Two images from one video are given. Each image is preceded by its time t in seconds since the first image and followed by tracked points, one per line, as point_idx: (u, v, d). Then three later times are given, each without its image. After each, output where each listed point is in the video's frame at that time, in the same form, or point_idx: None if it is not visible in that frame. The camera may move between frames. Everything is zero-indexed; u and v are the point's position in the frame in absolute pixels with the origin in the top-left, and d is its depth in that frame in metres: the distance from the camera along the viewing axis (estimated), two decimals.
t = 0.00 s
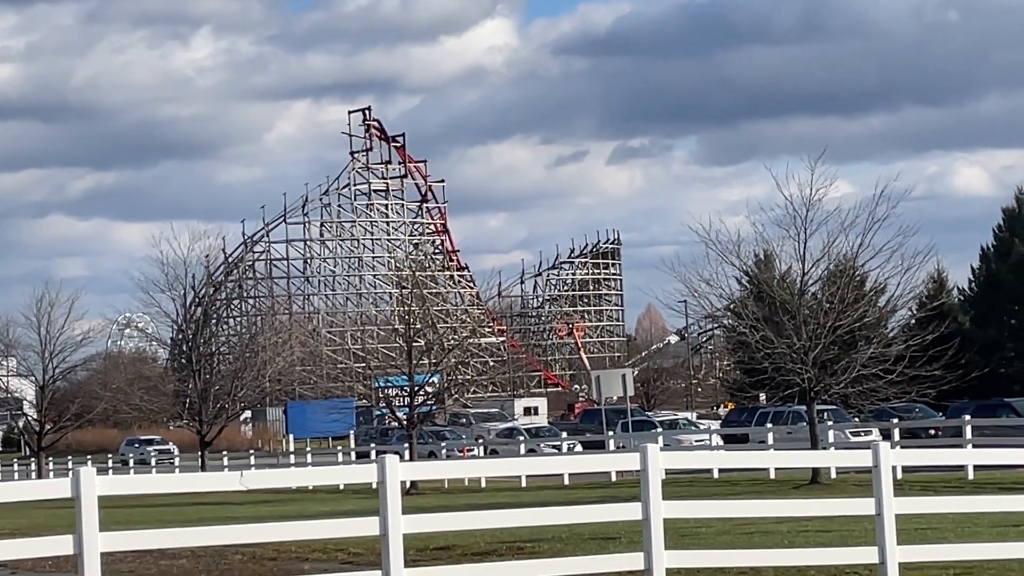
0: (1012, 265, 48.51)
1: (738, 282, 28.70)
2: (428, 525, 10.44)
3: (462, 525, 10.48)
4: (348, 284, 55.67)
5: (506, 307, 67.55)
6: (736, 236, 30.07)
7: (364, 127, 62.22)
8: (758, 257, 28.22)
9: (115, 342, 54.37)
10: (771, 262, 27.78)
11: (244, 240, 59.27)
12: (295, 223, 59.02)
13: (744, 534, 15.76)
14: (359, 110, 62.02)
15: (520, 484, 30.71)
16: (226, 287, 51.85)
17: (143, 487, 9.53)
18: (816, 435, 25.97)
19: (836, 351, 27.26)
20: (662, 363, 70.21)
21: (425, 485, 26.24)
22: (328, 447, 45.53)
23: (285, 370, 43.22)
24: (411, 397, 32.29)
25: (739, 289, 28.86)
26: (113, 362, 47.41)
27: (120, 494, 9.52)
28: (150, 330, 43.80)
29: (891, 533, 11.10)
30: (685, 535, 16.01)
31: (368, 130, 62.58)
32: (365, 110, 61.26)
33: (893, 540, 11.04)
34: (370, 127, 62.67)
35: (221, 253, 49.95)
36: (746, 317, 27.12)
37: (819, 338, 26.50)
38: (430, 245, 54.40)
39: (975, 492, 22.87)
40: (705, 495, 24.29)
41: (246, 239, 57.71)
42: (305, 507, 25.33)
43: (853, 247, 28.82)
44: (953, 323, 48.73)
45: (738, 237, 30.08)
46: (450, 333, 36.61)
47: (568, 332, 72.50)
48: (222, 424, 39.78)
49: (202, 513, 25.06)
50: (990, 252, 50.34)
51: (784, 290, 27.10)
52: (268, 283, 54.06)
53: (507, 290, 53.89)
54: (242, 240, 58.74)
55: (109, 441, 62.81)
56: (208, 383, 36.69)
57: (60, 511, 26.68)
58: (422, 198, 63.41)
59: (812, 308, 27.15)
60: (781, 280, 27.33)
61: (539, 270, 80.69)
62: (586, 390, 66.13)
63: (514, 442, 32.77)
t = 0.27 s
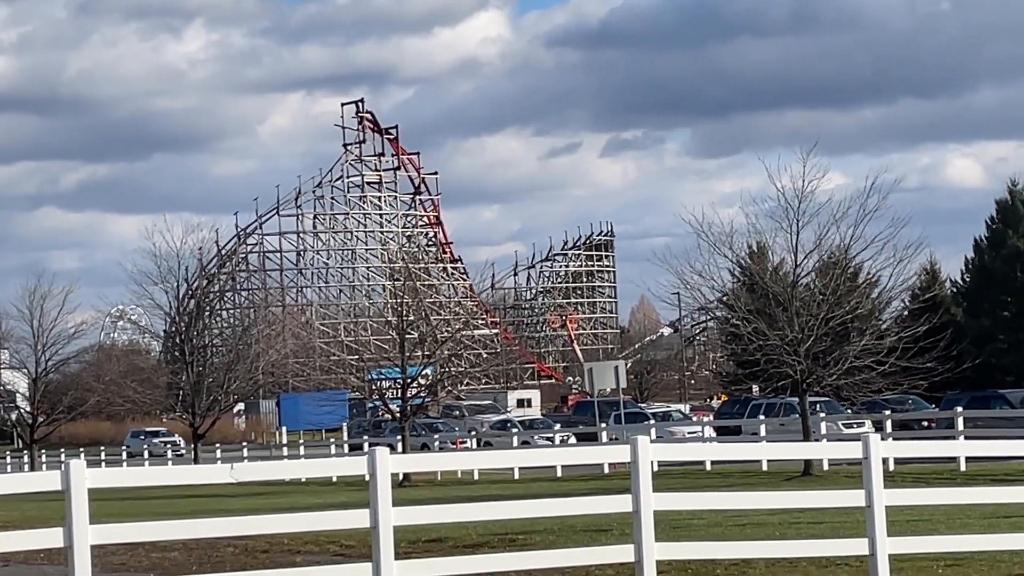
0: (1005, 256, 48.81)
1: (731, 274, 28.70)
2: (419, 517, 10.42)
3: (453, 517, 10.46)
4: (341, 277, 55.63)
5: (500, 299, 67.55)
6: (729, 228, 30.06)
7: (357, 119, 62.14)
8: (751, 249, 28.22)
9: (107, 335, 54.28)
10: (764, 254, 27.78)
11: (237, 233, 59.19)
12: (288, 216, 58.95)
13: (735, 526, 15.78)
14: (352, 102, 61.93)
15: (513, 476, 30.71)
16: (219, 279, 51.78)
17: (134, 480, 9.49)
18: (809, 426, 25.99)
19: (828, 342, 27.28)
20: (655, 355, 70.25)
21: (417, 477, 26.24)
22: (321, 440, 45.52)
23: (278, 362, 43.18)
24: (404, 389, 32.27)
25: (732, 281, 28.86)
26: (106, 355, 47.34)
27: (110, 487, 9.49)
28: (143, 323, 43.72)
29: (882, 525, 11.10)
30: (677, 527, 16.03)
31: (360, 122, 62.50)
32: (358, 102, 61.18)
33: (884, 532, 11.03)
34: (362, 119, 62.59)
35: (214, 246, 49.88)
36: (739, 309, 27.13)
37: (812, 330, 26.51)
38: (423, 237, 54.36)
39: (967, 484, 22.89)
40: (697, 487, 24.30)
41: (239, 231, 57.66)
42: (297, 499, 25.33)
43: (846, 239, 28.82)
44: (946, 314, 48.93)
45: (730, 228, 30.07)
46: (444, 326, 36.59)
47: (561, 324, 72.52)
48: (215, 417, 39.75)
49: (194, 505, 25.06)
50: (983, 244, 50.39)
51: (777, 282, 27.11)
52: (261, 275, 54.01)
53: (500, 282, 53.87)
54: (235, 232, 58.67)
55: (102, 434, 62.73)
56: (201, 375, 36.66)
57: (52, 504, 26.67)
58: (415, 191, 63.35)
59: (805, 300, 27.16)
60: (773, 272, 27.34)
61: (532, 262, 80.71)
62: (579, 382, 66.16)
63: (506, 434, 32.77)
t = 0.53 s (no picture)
0: (1001, 252, 48.85)
1: (727, 269, 28.68)
2: (413, 512, 10.39)
3: (446, 513, 10.44)
4: (338, 272, 55.60)
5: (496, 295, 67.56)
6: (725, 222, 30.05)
7: (353, 114, 62.08)
8: (747, 244, 28.21)
9: (103, 330, 54.25)
10: (760, 249, 27.76)
11: (233, 228, 59.15)
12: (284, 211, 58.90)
13: (730, 521, 15.78)
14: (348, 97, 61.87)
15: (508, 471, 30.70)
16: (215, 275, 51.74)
17: (128, 475, 9.47)
18: (804, 421, 25.98)
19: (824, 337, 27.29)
20: (652, 350, 70.27)
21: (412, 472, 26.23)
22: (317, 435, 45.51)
23: (275, 358, 43.16)
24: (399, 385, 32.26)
25: (728, 276, 28.85)
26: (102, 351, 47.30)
27: (104, 482, 9.47)
28: (138, 318, 43.68)
29: (876, 521, 11.08)
30: (672, 523, 16.04)
31: (357, 117, 62.44)
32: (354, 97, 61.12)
33: (877, 528, 11.02)
34: (359, 114, 62.53)
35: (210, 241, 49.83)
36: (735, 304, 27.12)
37: (808, 325, 26.51)
38: (419, 232, 54.33)
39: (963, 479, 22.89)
40: (692, 481, 24.31)
41: (235, 226, 57.61)
42: (292, 495, 25.33)
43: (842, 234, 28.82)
44: (942, 309, 48.98)
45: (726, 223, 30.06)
46: (440, 321, 36.57)
47: (557, 319, 72.54)
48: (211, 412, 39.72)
49: (190, 501, 25.04)
50: (979, 239, 50.40)
51: (773, 277, 27.12)
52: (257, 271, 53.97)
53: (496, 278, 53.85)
54: (231, 227, 58.63)
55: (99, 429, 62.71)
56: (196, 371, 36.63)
57: (47, 499, 26.64)
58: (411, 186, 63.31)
59: (801, 295, 27.15)
60: (769, 267, 27.34)
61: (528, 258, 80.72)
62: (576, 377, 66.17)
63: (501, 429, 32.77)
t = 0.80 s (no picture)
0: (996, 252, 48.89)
1: (724, 268, 28.68)
2: (410, 512, 10.39)
3: (445, 512, 10.43)
4: (335, 271, 55.60)
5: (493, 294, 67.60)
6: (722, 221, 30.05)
7: (350, 114, 62.07)
8: (744, 242, 28.21)
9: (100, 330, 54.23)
10: (757, 248, 27.77)
11: (230, 227, 59.14)
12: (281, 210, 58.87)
13: (726, 519, 15.80)
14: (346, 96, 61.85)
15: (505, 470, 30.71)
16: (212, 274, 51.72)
17: (125, 475, 9.46)
18: (801, 420, 25.99)
19: (820, 336, 27.29)
20: (649, 349, 70.31)
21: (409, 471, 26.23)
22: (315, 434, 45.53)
23: (272, 357, 43.15)
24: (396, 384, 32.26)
25: (724, 275, 28.85)
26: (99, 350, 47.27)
27: (101, 482, 9.47)
28: (136, 318, 43.66)
29: (872, 521, 11.09)
30: (669, 521, 16.06)
31: (354, 117, 62.44)
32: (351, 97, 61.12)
33: (874, 526, 11.03)
34: (356, 113, 62.52)
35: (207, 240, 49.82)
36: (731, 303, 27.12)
37: (804, 324, 26.52)
38: (416, 232, 54.34)
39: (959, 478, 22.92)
40: (689, 480, 24.32)
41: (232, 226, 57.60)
42: (290, 494, 25.33)
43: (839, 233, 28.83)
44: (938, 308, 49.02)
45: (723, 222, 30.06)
46: (437, 320, 36.57)
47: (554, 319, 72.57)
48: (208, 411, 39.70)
49: (188, 500, 25.05)
50: (975, 239, 50.42)
51: (770, 276, 27.13)
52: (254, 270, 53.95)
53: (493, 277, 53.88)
54: (228, 227, 58.61)
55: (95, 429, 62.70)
56: (194, 370, 36.62)
57: (44, 499, 26.63)
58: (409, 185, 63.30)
59: (798, 294, 27.17)
60: (766, 265, 27.35)
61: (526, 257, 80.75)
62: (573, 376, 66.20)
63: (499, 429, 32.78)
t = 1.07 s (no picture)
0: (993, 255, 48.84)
1: (721, 272, 28.70)
2: (407, 516, 10.38)
3: (442, 517, 10.43)
4: (332, 276, 55.59)
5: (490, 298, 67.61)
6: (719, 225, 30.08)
7: (347, 118, 62.08)
8: (741, 247, 28.23)
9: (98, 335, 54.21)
10: (754, 252, 27.79)
11: (228, 232, 59.14)
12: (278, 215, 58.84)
13: (724, 524, 15.81)
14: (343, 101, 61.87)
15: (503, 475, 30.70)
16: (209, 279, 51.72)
17: (122, 480, 9.46)
18: (798, 424, 26.01)
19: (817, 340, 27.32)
20: (646, 353, 70.29)
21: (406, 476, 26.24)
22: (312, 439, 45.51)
23: (270, 361, 43.14)
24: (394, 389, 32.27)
25: (721, 279, 28.86)
26: (97, 355, 47.23)
27: (99, 487, 9.46)
28: (133, 322, 43.64)
29: (869, 526, 11.10)
30: (667, 526, 16.08)
31: (351, 121, 62.45)
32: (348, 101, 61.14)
33: (871, 531, 11.03)
34: (353, 118, 62.53)
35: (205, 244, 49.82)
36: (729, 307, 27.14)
37: (802, 328, 26.54)
38: (413, 236, 54.34)
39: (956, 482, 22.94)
40: (686, 485, 24.33)
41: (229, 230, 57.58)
42: (288, 499, 25.33)
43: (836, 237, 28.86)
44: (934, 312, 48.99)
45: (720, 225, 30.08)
46: (435, 325, 36.57)
47: (551, 323, 72.56)
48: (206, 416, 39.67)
49: (185, 505, 25.06)
50: (971, 242, 50.36)
51: (767, 280, 27.17)
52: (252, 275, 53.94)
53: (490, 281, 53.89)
54: (225, 231, 58.60)
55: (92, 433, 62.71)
56: (191, 375, 36.61)
57: (41, 504, 26.62)
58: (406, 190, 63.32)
59: (795, 298, 27.19)
60: (763, 269, 27.37)
61: (523, 262, 80.74)
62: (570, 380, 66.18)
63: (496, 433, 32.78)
